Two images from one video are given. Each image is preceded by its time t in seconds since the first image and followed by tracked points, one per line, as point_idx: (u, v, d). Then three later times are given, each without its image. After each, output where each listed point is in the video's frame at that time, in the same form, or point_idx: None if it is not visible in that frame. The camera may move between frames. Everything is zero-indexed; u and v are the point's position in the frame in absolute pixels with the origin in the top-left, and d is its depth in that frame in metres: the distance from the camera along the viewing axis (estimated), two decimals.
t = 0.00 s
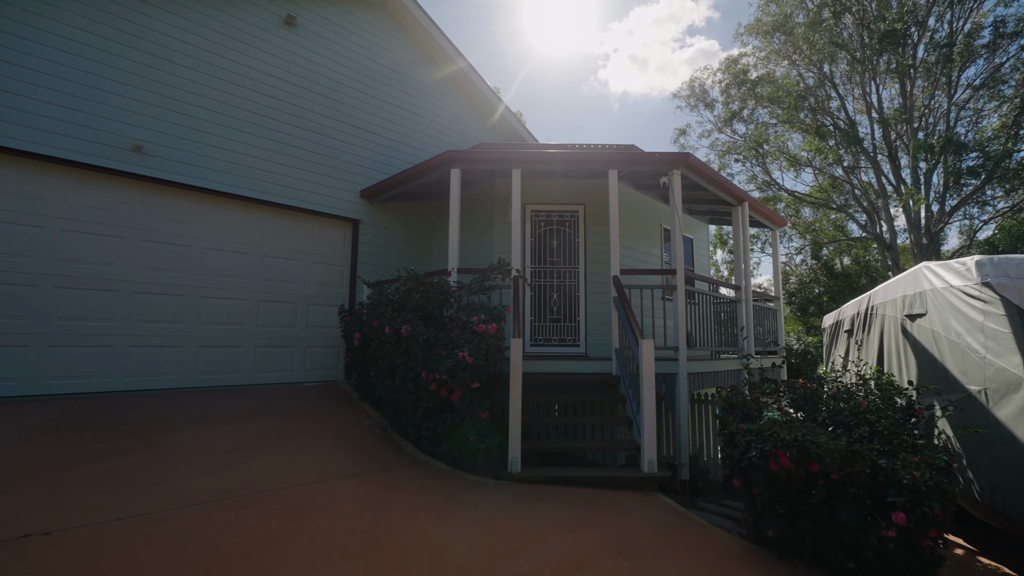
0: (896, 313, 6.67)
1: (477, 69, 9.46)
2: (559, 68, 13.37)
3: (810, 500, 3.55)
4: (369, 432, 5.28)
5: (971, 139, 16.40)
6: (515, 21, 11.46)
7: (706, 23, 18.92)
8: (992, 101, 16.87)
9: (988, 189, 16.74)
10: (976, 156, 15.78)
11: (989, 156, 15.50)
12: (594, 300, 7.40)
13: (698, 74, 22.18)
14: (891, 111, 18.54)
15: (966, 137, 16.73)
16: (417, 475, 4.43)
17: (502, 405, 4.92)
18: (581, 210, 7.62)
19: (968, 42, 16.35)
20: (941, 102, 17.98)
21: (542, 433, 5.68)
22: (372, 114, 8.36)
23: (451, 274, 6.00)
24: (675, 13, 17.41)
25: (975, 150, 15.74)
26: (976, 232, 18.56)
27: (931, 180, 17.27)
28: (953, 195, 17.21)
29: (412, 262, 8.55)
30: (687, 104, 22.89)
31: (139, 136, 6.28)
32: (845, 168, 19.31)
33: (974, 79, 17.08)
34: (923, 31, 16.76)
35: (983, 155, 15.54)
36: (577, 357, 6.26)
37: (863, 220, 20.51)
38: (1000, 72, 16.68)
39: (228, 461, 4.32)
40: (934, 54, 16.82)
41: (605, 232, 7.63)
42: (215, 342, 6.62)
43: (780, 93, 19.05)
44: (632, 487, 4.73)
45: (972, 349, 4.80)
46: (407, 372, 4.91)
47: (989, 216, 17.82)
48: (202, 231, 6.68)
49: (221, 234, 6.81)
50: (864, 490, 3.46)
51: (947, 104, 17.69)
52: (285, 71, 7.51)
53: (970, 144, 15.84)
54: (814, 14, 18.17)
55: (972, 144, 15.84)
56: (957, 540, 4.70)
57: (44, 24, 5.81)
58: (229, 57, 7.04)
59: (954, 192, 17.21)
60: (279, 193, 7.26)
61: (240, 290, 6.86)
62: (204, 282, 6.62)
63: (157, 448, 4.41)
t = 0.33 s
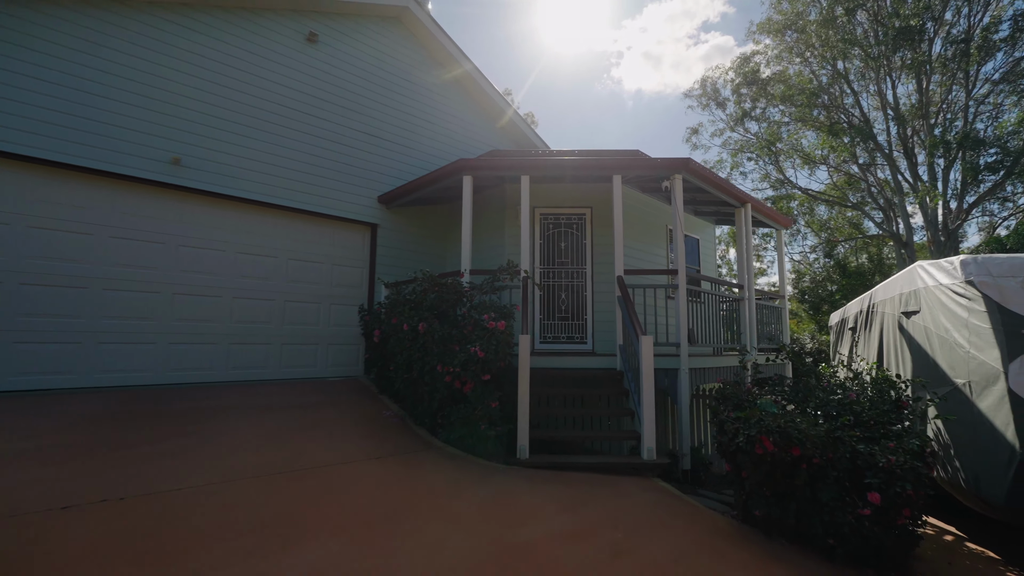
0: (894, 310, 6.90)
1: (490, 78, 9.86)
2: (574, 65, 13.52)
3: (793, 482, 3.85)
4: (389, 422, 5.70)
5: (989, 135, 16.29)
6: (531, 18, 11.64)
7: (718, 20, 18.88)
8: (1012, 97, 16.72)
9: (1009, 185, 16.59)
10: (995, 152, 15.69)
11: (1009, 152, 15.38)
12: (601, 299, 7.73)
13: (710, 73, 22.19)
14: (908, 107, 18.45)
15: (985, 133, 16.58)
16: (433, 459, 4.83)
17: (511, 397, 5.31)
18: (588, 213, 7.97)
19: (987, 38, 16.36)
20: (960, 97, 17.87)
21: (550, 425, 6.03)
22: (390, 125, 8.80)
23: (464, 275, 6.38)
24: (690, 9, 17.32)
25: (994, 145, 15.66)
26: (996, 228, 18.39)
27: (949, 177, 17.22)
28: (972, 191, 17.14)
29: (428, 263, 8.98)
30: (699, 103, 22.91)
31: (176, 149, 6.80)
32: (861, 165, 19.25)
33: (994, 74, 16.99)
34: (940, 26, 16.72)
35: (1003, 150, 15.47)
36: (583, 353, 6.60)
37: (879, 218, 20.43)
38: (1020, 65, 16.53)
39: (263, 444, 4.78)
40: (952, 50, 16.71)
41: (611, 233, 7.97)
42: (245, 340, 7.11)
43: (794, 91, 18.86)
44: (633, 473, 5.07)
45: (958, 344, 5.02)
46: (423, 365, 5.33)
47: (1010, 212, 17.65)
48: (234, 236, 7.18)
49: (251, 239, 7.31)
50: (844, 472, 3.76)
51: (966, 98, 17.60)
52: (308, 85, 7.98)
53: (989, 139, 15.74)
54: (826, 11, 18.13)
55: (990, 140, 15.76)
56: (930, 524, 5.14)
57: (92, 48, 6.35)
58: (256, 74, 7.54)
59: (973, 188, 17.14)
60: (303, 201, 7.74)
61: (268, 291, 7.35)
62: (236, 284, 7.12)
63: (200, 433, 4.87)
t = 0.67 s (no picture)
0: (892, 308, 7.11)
1: (502, 88, 10.29)
2: (590, 63, 13.68)
3: (778, 466, 4.19)
4: (408, 413, 6.09)
5: (1009, 132, 16.14)
6: (548, 15, 11.83)
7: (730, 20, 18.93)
8: None
9: None
10: (1014, 149, 15.53)
11: None
12: (607, 299, 8.06)
13: (723, 72, 22.21)
14: (925, 105, 18.33)
15: (1005, 130, 16.43)
16: (450, 446, 5.20)
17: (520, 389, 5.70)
18: (595, 217, 8.32)
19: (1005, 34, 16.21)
20: (979, 93, 17.71)
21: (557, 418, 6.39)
22: (408, 134, 9.25)
23: (476, 276, 6.78)
24: (704, 8, 17.35)
25: (1013, 143, 15.47)
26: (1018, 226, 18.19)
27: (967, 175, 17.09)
28: (992, 188, 16.99)
29: (443, 265, 9.41)
30: (711, 103, 22.94)
31: (211, 161, 7.27)
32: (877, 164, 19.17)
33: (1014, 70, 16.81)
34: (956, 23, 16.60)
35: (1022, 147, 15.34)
36: (590, 350, 6.95)
37: (895, 217, 20.33)
38: None
39: (297, 429, 5.22)
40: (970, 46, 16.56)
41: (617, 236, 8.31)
42: (274, 337, 7.57)
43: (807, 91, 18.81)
44: (637, 462, 5.38)
45: (945, 341, 5.27)
46: (439, 359, 5.77)
47: None
48: (262, 240, 7.65)
49: (277, 242, 7.77)
50: (825, 457, 4.08)
51: (986, 95, 17.44)
52: (329, 98, 8.42)
53: (1007, 137, 15.56)
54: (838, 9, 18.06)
55: (1008, 138, 15.56)
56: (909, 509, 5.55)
57: (135, 68, 6.84)
58: (280, 88, 7.97)
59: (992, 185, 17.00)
60: (328, 207, 8.22)
61: (294, 291, 7.81)
62: (264, 285, 7.58)
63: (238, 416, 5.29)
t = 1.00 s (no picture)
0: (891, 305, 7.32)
1: (511, 93, 10.67)
2: (604, 57, 13.73)
3: (767, 449, 4.52)
4: (427, 407, 6.35)
5: None
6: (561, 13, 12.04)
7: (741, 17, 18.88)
8: None
9: None
10: None
11: None
12: (615, 297, 8.36)
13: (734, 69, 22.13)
14: (943, 99, 18.15)
15: None
16: (468, 436, 5.45)
17: (528, 381, 6.09)
18: (602, 218, 8.65)
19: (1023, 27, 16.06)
20: (998, 86, 17.50)
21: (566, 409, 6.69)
22: (422, 140, 9.65)
23: (488, 275, 7.15)
24: (716, 4, 17.32)
25: None
26: None
27: (988, 170, 16.91)
28: (1013, 183, 16.80)
29: (457, 265, 9.77)
30: (723, 100, 22.83)
31: (240, 169, 7.60)
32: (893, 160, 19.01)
33: None
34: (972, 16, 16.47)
35: None
36: (599, 346, 7.21)
37: (913, 214, 20.16)
38: None
39: (328, 414, 5.50)
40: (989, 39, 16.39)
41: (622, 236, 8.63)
42: (298, 334, 7.86)
43: (820, 87, 18.71)
44: (648, 454, 5.57)
45: (935, 334, 5.50)
46: (452, 352, 6.18)
47: None
48: (287, 241, 7.97)
49: (302, 244, 8.10)
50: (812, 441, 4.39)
51: (1005, 89, 17.26)
52: (347, 107, 8.79)
53: None
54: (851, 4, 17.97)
55: None
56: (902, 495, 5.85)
57: (168, 82, 7.15)
58: (301, 99, 8.31)
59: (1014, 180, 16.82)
60: (350, 211, 8.59)
61: (317, 291, 8.13)
62: (289, 284, 7.90)
63: (268, 407, 5.52)
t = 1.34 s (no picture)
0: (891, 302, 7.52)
1: (522, 98, 11.04)
2: (619, 54, 13.82)
3: (759, 436, 4.82)
4: (442, 399, 6.71)
5: None
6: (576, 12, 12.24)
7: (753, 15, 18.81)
8: None
9: None
10: None
11: None
12: (621, 295, 8.66)
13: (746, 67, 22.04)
14: (960, 94, 17.94)
15: None
16: (481, 426, 5.80)
17: (537, 374, 6.46)
18: (609, 218, 8.96)
19: None
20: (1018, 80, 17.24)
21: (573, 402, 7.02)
22: (435, 145, 10.06)
23: (500, 274, 7.51)
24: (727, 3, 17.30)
25: None
26: None
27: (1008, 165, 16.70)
28: None
29: (470, 265, 10.15)
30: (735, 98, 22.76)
31: (267, 176, 8.03)
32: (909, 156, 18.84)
33: None
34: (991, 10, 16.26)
35: None
36: (606, 343, 7.52)
37: (930, 210, 19.98)
38: None
39: (351, 403, 5.88)
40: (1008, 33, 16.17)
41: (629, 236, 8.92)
42: (320, 331, 8.30)
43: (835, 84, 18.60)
44: (652, 444, 5.86)
45: (928, 329, 5.72)
46: (466, 346, 6.57)
47: None
48: (310, 243, 8.41)
49: (324, 245, 8.54)
50: (801, 429, 4.68)
51: None
52: (365, 115, 9.22)
53: None
54: None
55: None
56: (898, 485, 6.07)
57: (200, 94, 7.54)
58: (323, 108, 8.73)
59: None
60: (369, 214, 9.02)
61: (338, 290, 8.56)
62: (312, 284, 8.33)
63: (297, 395, 5.91)
